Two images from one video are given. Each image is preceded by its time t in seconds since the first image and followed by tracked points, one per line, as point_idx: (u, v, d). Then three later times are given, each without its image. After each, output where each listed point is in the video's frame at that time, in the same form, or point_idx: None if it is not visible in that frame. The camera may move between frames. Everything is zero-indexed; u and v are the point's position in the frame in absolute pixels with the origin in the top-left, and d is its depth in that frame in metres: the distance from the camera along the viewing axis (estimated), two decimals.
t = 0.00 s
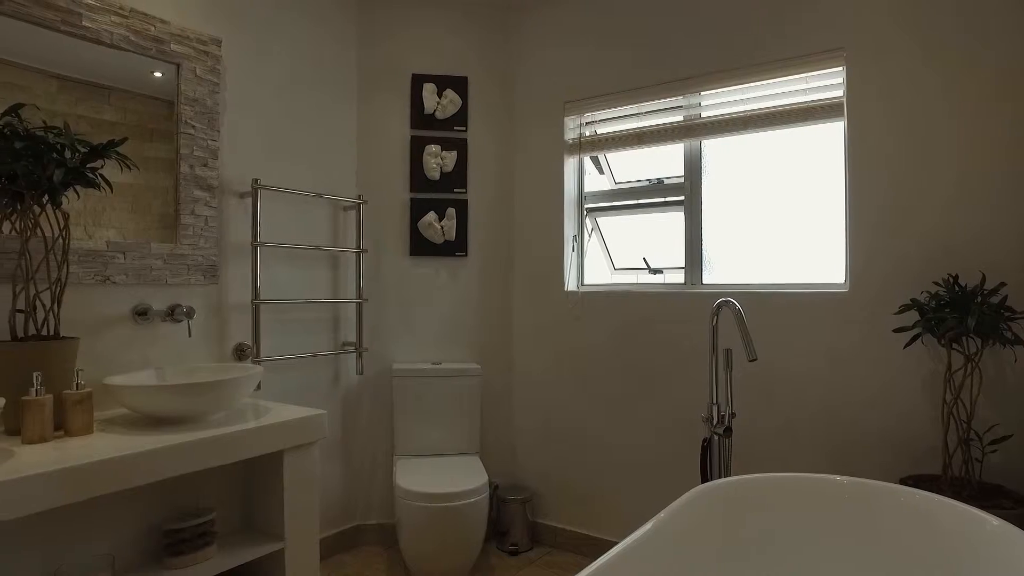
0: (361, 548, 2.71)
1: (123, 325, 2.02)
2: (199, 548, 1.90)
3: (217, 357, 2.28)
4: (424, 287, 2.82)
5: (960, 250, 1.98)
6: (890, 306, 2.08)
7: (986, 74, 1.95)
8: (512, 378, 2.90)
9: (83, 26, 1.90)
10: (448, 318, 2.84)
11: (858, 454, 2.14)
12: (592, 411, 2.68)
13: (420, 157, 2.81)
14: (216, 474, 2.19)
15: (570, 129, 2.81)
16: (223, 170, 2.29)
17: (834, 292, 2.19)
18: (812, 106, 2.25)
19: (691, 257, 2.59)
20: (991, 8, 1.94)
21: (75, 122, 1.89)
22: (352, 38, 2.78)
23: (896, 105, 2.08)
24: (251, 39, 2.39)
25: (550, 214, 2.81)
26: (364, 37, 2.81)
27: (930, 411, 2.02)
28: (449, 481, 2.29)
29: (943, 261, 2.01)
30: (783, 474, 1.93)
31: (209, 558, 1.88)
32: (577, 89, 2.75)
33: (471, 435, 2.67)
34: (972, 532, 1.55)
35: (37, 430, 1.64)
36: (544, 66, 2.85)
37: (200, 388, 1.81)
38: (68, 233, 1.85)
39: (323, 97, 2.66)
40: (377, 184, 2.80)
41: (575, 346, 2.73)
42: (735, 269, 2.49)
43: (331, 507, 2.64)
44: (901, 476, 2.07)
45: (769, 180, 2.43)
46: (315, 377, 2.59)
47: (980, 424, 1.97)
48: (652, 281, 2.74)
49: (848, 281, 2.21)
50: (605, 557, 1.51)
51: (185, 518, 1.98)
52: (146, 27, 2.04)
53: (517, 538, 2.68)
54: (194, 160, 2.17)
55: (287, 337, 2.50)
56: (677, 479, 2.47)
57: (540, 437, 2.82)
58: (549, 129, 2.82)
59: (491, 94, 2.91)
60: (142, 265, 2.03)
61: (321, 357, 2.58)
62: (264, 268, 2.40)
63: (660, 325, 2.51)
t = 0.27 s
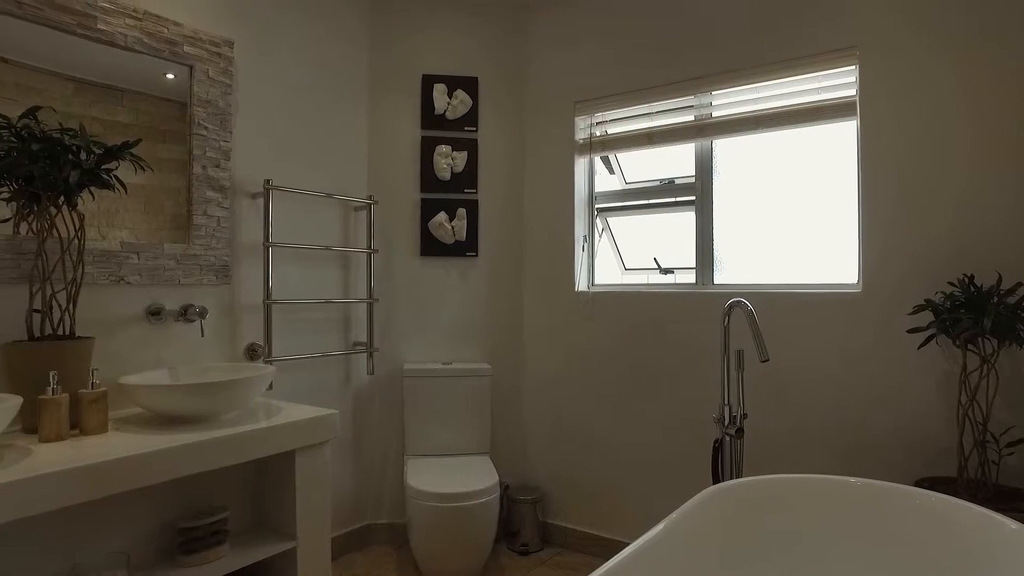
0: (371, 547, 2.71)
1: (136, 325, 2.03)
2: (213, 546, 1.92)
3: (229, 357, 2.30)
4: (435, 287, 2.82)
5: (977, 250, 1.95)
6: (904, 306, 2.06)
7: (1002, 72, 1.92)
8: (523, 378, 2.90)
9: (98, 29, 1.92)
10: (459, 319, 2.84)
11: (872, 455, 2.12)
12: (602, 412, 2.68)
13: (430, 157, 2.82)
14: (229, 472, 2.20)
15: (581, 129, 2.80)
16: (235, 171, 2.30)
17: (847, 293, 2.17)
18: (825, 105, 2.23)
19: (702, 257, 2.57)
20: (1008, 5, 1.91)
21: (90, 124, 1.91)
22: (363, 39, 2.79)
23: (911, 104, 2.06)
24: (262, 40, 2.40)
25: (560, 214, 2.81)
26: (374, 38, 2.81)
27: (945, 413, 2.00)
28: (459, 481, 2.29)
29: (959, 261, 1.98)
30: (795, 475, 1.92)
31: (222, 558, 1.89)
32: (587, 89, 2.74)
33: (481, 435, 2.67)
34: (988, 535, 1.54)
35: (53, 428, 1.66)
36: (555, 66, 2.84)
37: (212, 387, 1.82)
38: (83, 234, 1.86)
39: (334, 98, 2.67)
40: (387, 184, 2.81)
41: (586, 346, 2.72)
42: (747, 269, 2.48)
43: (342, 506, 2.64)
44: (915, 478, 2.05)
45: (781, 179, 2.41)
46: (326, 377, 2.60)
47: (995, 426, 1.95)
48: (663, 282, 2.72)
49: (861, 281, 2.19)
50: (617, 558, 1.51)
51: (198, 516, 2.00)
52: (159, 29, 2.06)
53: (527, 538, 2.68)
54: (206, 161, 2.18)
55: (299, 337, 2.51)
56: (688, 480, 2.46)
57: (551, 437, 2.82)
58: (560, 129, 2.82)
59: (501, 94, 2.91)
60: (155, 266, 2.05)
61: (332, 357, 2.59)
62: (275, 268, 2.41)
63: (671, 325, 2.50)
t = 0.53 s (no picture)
0: (383, 546, 2.72)
1: (150, 324, 2.05)
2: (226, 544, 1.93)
3: (242, 357, 2.31)
4: (446, 287, 2.83)
5: (994, 250, 1.93)
6: (919, 306, 2.04)
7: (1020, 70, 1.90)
8: (533, 378, 2.90)
9: (114, 31, 1.94)
10: (470, 319, 2.84)
11: (887, 457, 2.10)
12: (614, 412, 2.67)
13: (441, 157, 2.82)
14: (241, 471, 2.21)
15: (592, 129, 2.80)
16: (247, 171, 2.32)
17: (861, 293, 2.15)
18: (839, 104, 2.21)
19: (714, 257, 2.56)
20: None
21: (105, 125, 1.93)
22: (374, 40, 2.79)
23: (926, 102, 2.04)
24: (275, 41, 2.41)
25: (572, 214, 2.80)
26: (386, 38, 2.82)
27: (962, 414, 1.98)
28: (470, 481, 2.29)
29: (975, 261, 1.96)
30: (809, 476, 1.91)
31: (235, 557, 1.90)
32: (598, 88, 2.74)
33: (492, 435, 2.67)
34: (1005, 538, 1.52)
35: (70, 427, 1.68)
36: (566, 66, 2.84)
37: (225, 387, 1.83)
38: (98, 234, 1.88)
39: (345, 98, 2.68)
40: (398, 184, 2.81)
41: (597, 346, 2.72)
42: (759, 269, 2.46)
43: (353, 506, 2.65)
44: (931, 480, 2.03)
45: (794, 179, 2.40)
46: (337, 376, 2.61)
47: (1012, 428, 1.93)
48: (674, 282, 2.71)
49: (875, 281, 2.17)
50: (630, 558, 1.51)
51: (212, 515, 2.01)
52: (173, 31, 2.07)
53: (538, 539, 2.68)
54: (220, 162, 2.19)
55: (311, 337, 2.52)
56: (700, 481, 2.44)
57: (562, 437, 2.82)
58: (571, 129, 2.81)
59: (512, 94, 2.91)
60: (169, 266, 2.06)
61: (343, 356, 2.60)
62: (287, 268, 2.42)
63: (682, 325, 2.49)
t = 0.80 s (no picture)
0: (392, 546, 2.73)
1: (162, 324, 2.06)
2: (237, 543, 1.94)
3: (252, 356, 2.32)
4: (455, 287, 2.83)
5: (1009, 249, 1.91)
6: (932, 306, 2.02)
7: None
8: (543, 378, 2.90)
9: (126, 33, 1.95)
10: (479, 318, 2.85)
11: (900, 459, 2.08)
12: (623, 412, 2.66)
13: (450, 158, 2.82)
14: (252, 470, 2.22)
15: (601, 129, 2.79)
16: (258, 172, 2.33)
17: (873, 292, 2.14)
18: (850, 102, 2.20)
19: (724, 257, 2.55)
20: None
21: (117, 126, 1.95)
22: (383, 40, 2.80)
23: (940, 99, 2.01)
24: (285, 42, 2.42)
25: (581, 214, 2.80)
26: (395, 39, 2.83)
27: (976, 416, 1.96)
28: (479, 481, 2.29)
29: (990, 260, 1.94)
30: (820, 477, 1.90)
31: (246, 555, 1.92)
32: (607, 88, 2.73)
33: (501, 435, 2.67)
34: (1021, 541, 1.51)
35: (83, 426, 1.69)
36: (575, 66, 2.84)
37: (236, 386, 1.84)
38: (110, 235, 1.90)
39: (355, 99, 2.68)
40: (408, 184, 2.82)
41: (606, 346, 2.71)
42: (770, 269, 2.45)
43: (363, 505, 2.66)
44: (945, 481, 2.01)
45: (805, 178, 2.39)
46: (347, 376, 2.61)
47: None
48: (684, 282, 2.71)
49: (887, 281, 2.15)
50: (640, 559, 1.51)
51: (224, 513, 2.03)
52: (184, 33, 2.08)
53: (547, 539, 2.68)
54: (230, 162, 2.20)
55: (321, 336, 2.53)
56: (711, 482, 2.43)
57: (572, 438, 2.81)
58: (580, 128, 2.81)
59: (521, 94, 2.91)
60: (181, 266, 2.07)
61: (353, 356, 2.61)
62: (297, 268, 2.43)
63: (692, 325, 2.48)
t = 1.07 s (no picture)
0: (403, 546, 2.73)
1: (175, 324, 2.07)
2: (250, 542, 1.95)
3: (264, 356, 2.33)
4: (466, 287, 2.83)
5: None
6: (948, 307, 2.00)
7: None
8: (553, 378, 2.90)
9: (141, 35, 1.96)
10: (489, 319, 2.85)
11: (916, 461, 2.06)
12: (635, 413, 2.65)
13: (461, 158, 2.83)
14: (264, 470, 2.23)
15: (612, 129, 2.78)
16: (270, 172, 2.34)
17: (888, 293, 2.12)
18: (864, 101, 2.18)
19: (736, 257, 2.54)
20: None
21: (131, 127, 1.96)
22: (394, 41, 2.80)
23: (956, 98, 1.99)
24: (297, 43, 2.43)
25: (592, 214, 2.79)
26: (406, 40, 2.83)
27: (993, 418, 1.94)
28: (490, 481, 2.29)
29: (1008, 261, 1.91)
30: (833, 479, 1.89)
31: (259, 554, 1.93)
32: (618, 88, 2.72)
33: (512, 435, 2.67)
34: None
35: (99, 425, 1.70)
36: (586, 65, 2.83)
37: (248, 386, 1.84)
38: (124, 235, 1.91)
39: (366, 100, 2.69)
40: (419, 185, 2.82)
41: (617, 347, 2.70)
42: (783, 269, 2.44)
43: (374, 505, 2.66)
44: (961, 484, 1.99)
45: (818, 178, 2.37)
46: (358, 376, 2.62)
47: None
48: (696, 282, 2.71)
49: (902, 281, 2.13)
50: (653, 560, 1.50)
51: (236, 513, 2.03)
52: (197, 34, 2.10)
53: (558, 539, 2.67)
54: (242, 163, 2.22)
55: (332, 336, 2.53)
56: (722, 483, 2.42)
57: (582, 438, 2.81)
58: (590, 128, 2.80)
59: (532, 94, 2.90)
60: (194, 266, 2.08)
61: (364, 356, 2.61)
62: (309, 268, 2.44)
63: (704, 326, 2.47)
